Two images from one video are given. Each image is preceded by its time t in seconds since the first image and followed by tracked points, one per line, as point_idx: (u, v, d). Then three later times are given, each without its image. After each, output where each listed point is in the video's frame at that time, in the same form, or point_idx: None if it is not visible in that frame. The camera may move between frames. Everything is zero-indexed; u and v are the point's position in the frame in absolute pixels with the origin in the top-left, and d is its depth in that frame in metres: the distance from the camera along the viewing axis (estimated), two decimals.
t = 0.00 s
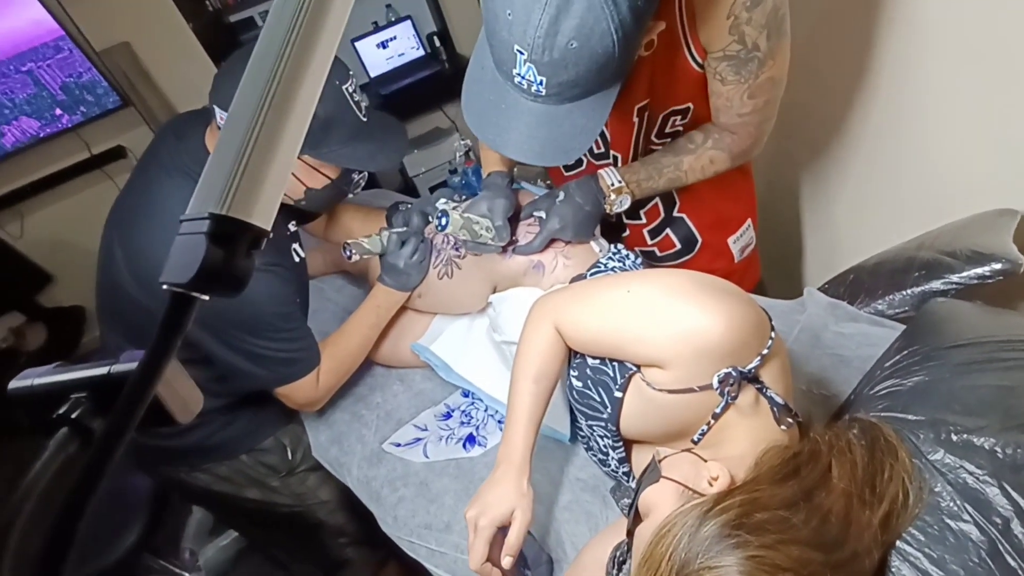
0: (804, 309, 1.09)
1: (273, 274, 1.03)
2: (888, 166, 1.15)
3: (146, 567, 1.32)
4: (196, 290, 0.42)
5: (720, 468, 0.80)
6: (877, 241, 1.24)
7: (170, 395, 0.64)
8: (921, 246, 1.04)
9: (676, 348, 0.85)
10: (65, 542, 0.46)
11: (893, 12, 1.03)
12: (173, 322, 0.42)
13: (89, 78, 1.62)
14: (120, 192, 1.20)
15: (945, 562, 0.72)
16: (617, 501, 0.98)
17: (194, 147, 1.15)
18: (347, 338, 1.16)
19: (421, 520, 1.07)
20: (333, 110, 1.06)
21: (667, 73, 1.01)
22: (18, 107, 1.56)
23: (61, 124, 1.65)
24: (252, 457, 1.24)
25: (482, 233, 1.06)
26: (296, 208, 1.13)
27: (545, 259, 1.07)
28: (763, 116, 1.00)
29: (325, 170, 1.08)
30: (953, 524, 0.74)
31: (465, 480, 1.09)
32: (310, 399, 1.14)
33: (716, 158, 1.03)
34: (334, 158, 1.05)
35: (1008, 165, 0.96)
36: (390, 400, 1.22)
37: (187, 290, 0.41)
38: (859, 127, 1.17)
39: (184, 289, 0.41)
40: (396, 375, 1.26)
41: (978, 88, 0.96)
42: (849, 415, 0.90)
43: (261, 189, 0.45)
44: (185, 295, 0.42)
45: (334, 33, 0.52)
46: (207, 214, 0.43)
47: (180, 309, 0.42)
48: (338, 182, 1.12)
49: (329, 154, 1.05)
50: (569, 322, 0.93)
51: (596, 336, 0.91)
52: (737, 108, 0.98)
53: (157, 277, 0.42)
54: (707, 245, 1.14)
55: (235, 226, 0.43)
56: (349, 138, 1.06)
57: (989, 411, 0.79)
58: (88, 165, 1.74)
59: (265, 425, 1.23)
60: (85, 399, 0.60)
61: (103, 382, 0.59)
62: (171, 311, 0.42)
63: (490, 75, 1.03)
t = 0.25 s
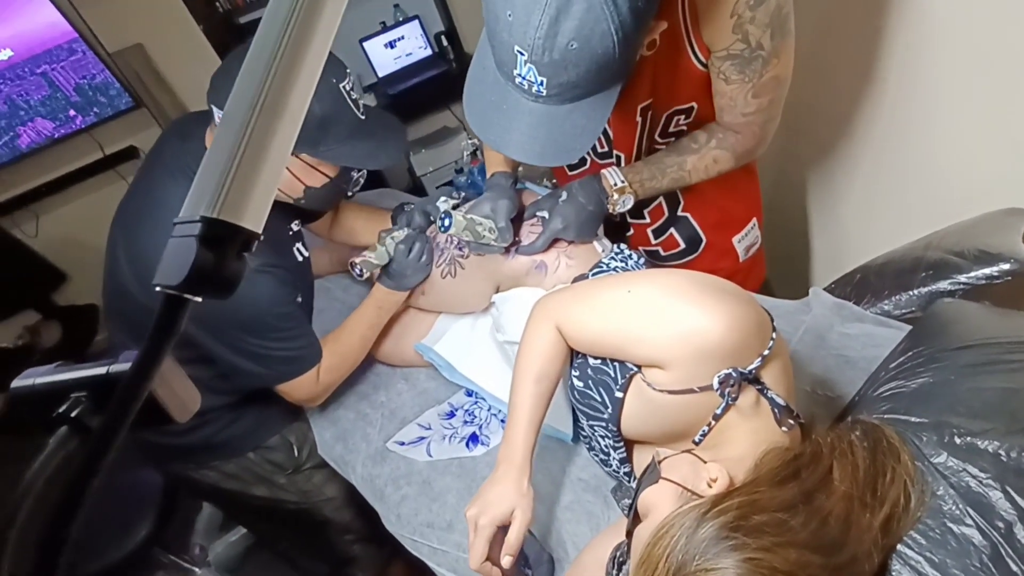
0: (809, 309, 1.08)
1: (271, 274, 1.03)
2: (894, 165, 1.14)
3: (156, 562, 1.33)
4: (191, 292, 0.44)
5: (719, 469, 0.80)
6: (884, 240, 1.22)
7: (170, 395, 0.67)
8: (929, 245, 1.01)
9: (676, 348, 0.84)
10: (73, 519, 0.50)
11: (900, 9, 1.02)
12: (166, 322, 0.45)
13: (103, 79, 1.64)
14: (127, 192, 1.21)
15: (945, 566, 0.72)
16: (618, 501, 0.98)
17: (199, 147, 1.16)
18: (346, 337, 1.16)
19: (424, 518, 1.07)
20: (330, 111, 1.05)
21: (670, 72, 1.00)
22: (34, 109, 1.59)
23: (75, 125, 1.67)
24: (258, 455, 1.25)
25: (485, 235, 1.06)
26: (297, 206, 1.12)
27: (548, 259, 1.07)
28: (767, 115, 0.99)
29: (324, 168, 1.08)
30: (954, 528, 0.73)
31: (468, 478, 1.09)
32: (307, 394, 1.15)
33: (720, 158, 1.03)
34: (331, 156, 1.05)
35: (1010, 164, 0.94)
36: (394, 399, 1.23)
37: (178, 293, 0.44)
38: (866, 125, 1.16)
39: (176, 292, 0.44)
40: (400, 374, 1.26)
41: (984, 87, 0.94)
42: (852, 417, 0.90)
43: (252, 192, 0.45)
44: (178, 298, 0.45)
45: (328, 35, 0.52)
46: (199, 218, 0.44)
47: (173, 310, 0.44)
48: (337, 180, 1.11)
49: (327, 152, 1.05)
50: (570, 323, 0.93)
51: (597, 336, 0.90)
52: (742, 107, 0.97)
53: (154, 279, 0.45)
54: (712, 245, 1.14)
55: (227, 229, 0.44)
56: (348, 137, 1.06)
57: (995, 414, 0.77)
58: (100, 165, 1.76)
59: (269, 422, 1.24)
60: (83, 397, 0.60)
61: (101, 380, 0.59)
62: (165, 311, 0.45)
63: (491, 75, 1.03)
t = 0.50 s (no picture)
0: (811, 309, 1.08)
1: (263, 274, 1.03)
2: (898, 163, 1.13)
3: (160, 560, 1.33)
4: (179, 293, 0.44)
5: (717, 471, 0.79)
6: (889, 240, 1.21)
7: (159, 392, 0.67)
8: (934, 244, 1.00)
9: (674, 349, 0.84)
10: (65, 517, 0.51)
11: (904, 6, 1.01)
12: (154, 322, 0.45)
13: (110, 80, 1.64)
14: (128, 192, 1.21)
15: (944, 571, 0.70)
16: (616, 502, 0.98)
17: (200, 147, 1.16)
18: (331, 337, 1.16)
19: (424, 517, 1.07)
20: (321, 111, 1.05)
21: (671, 71, 0.99)
22: (42, 110, 1.59)
23: (83, 125, 1.68)
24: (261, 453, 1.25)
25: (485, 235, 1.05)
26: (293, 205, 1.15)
27: (548, 259, 1.06)
28: (768, 115, 0.98)
29: (318, 167, 1.09)
30: (953, 532, 0.72)
31: (468, 478, 1.09)
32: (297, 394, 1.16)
33: (721, 158, 1.02)
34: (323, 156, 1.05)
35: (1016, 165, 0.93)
36: (396, 398, 1.23)
37: (164, 295, 0.43)
38: (870, 124, 1.15)
39: (163, 293, 0.43)
40: (402, 373, 1.26)
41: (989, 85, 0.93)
42: (852, 418, 0.89)
43: (238, 195, 0.46)
44: (165, 300, 0.44)
45: (313, 39, 0.52)
46: (184, 220, 0.43)
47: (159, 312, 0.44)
48: (331, 179, 1.12)
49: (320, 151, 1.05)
50: (568, 323, 0.92)
51: (596, 336, 0.90)
52: (743, 107, 0.97)
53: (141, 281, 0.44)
54: (713, 245, 1.13)
55: (211, 231, 0.44)
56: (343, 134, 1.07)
57: (997, 418, 0.76)
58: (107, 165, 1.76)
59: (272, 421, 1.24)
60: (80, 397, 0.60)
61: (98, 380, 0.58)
62: (152, 312, 0.44)
63: (491, 75, 1.03)
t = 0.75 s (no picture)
0: (813, 309, 1.07)
1: (242, 271, 1.03)
2: (899, 163, 1.13)
3: (164, 559, 1.33)
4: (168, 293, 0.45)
5: (714, 472, 0.79)
6: (892, 239, 1.21)
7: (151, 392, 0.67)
8: (937, 244, 0.99)
9: (668, 350, 0.84)
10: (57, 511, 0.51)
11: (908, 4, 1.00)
12: (143, 323, 0.46)
13: (115, 80, 1.57)
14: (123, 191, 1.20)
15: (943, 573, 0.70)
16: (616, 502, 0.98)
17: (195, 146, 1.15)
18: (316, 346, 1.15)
19: (424, 516, 1.07)
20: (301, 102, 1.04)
21: (672, 69, 0.99)
22: None
23: (89, 126, 1.60)
24: (263, 453, 1.25)
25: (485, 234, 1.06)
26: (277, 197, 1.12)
27: (549, 258, 1.06)
28: (771, 113, 0.98)
29: (298, 156, 1.08)
30: (954, 534, 0.71)
31: (468, 477, 1.09)
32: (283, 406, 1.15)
33: (723, 158, 1.02)
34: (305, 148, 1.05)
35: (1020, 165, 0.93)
36: (397, 398, 1.22)
37: (152, 296, 0.44)
38: (873, 123, 1.15)
39: (152, 295, 0.44)
40: (403, 372, 1.26)
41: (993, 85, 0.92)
42: (853, 419, 0.89)
43: (226, 198, 0.46)
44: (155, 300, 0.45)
45: (302, 42, 0.53)
46: (172, 222, 0.44)
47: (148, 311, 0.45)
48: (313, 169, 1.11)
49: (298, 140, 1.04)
50: (567, 323, 0.92)
51: (591, 336, 0.90)
52: (744, 105, 0.96)
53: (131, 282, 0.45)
54: (715, 244, 1.13)
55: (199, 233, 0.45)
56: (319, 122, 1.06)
57: (997, 417, 0.76)
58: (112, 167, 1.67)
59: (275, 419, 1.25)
60: (73, 398, 0.61)
61: (92, 381, 0.60)
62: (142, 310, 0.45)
63: (491, 74, 1.03)
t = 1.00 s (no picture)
0: (819, 309, 1.08)
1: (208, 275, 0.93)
2: (906, 162, 1.12)
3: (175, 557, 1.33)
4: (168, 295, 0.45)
5: (716, 474, 0.78)
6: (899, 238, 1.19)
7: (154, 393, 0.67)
8: (945, 244, 0.98)
9: (671, 351, 0.83)
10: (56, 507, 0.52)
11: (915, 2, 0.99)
12: (145, 321, 0.46)
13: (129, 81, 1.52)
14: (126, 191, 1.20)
15: None
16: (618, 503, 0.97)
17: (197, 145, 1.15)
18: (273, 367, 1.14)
19: (428, 515, 1.07)
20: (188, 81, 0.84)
21: (678, 68, 0.97)
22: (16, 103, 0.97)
23: (102, 129, 1.51)
24: (269, 452, 1.25)
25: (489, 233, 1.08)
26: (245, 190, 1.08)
27: (552, 258, 1.06)
28: (777, 112, 0.96)
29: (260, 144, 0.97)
30: (958, 538, 0.69)
31: (472, 477, 1.09)
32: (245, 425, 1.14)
33: (728, 158, 1.01)
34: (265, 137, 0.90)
35: None
36: (401, 397, 1.23)
37: (150, 298, 0.44)
38: (880, 121, 1.13)
39: (150, 296, 0.44)
40: (408, 372, 1.26)
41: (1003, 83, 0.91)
42: (857, 420, 0.88)
43: (222, 200, 0.46)
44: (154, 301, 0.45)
45: (297, 50, 0.54)
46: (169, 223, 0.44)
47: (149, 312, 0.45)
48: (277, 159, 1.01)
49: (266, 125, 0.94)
50: (568, 323, 0.92)
51: (594, 338, 0.89)
52: (750, 104, 0.95)
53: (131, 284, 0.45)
54: (720, 244, 1.12)
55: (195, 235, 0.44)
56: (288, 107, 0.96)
57: (1003, 418, 0.75)
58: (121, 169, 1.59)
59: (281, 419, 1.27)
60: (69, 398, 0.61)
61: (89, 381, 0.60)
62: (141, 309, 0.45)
63: (495, 73, 1.02)
